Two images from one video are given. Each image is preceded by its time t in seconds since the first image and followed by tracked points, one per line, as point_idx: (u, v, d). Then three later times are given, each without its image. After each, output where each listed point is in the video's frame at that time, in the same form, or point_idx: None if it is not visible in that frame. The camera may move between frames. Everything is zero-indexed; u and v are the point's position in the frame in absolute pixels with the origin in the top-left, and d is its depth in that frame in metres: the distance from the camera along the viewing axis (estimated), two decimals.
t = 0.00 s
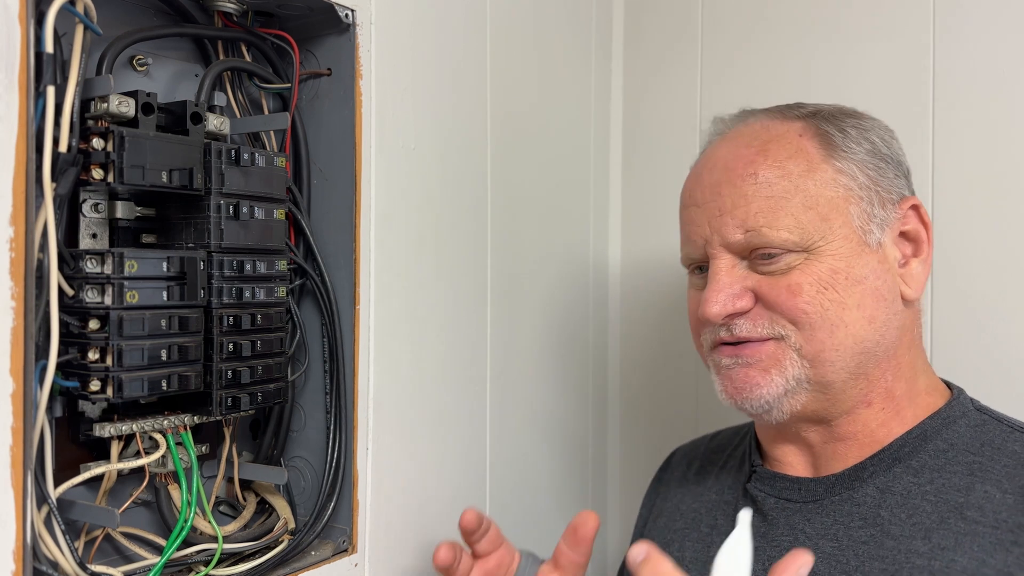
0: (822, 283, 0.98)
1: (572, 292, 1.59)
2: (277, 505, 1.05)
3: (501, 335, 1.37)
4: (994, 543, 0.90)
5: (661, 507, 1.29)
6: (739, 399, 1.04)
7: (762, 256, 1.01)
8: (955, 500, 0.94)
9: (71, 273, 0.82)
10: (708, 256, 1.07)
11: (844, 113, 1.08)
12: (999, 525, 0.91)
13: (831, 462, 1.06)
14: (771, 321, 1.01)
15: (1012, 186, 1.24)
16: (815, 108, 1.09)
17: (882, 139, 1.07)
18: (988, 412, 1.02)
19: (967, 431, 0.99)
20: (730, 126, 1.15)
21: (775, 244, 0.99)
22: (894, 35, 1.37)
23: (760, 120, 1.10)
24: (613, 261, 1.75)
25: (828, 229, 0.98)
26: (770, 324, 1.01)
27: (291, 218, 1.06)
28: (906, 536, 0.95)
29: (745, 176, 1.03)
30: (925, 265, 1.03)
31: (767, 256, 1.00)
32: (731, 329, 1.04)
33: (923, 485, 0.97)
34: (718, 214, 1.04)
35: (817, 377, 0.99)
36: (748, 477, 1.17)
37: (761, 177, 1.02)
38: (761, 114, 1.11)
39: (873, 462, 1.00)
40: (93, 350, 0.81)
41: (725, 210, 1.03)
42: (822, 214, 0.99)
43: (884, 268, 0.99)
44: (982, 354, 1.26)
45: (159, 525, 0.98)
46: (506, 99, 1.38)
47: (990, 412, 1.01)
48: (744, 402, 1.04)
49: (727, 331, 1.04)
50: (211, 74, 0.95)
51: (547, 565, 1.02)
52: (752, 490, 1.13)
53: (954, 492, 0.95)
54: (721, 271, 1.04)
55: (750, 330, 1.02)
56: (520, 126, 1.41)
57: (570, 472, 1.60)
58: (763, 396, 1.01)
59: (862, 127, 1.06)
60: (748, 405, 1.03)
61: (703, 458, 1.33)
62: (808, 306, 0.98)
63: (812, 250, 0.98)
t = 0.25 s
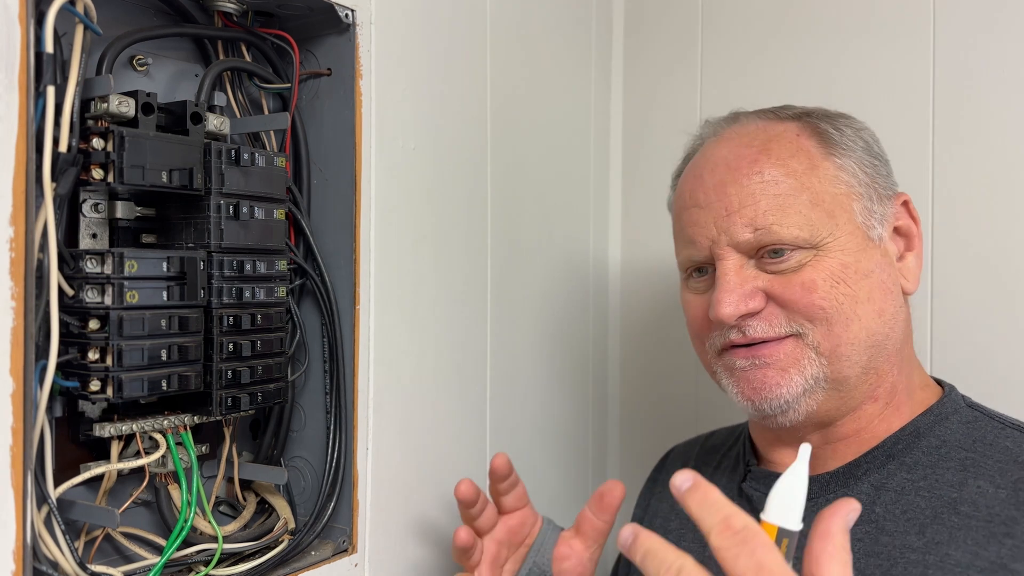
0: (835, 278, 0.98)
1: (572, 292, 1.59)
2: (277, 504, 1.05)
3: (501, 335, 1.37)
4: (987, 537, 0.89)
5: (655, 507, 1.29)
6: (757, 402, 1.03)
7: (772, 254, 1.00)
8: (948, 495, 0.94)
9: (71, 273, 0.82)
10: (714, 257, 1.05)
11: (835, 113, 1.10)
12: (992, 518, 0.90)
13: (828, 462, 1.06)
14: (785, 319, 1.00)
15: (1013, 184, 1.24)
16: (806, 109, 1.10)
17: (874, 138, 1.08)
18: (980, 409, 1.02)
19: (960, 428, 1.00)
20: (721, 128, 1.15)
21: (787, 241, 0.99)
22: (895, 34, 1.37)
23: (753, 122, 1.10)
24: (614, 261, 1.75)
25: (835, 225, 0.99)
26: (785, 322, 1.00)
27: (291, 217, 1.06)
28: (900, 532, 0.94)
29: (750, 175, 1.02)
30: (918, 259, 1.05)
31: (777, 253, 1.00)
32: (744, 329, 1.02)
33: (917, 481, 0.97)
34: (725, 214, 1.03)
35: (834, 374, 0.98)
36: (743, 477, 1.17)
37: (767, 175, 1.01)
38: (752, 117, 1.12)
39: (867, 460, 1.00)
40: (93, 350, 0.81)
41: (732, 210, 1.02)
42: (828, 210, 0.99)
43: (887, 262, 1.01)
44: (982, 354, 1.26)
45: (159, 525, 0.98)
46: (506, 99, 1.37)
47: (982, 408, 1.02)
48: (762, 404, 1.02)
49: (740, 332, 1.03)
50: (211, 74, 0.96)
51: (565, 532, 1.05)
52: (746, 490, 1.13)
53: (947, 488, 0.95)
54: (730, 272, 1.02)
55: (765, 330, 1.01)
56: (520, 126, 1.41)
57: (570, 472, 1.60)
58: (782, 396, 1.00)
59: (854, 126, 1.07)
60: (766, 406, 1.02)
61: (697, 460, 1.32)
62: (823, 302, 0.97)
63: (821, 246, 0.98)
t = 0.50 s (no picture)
0: (825, 283, 0.98)
1: (571, 292, 1.59)
2: (277, 505, 1.05)
3: (501, 335, 1.37)
4: (979, 533, 0.89)
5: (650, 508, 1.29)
6: (751, 409, 1.03)
7: (762, 262, 1.00)
8: (941, 493, 0.94)
9: (71, 274, 0.82)
10: (704, 266, 1.05)
11: (818, 116, 1.10)
12: (985, 514, 0.91)
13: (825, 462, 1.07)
14: (777, 327, 1.00)
15: (1012, 186, 1.24)
16: (789, 114, 1.11)
17: (857, 139, 1.09)
18: (973, 407, 1.03)
19: (953, 427, 1.00)
20: (705, 136, 1.15)
21: (776, 249, 0.98)
22: (895, 34, 1.37)
23: (738, 129, 1.10)
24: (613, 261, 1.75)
25: (824, 230, 0.99)
26: (777, 330, 1.00)
27: (291, 217, 1.06)
28: (894, 530, 0.94)
29: (737, 183, 1.02)
30: (906, 259, 1.06)
31: (767, 261, 1.00)
32: (737, 338, 1.02)
33: (910, 480, 0.97)
34: (714, 222, 1.02)
35: (826, 377, 0.99)
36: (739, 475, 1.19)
37: (754, 183, 1.01)
38: (736, 124, 1.12)
39: (862, 458, 1.01)
40: (93, 350, 0.81)
41: (720, 219, 1.02)
42: (816, 216, 0.99)
43: (875, 265, 1.01)
44: (981, 354, 1.26)
45: (159, 525, 0.98)
46: (507, 98, 1.38)
47: (974, 407, 1.03)
48: (756, 411, 1.02)
49: (733, 340, 1.02)
50: (211, 74, 0.95)
51: (573, 519, 1.05)
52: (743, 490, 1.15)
53: (940, 486, 0.95)
54: (720, 281, 1.02)
55: (758, 338, 1.00)
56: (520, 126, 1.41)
57: (569, 472, 1.60)
58: (777, 401, 1.00)
59: (838, 129, 1.08)
60: (761, 413, 1.02)
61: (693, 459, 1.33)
62: (814, 308, 0.97)
63: (810, 252, 0.98)
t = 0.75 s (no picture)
0: (821, 285, 0.98)
1: (571, 293, 1.59)
2: (277, 505, 1.05)
3: (501, 335, 1.37)
4: (979, 533, 0.90)
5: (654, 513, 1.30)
6: (750, 416, 1.04)
7: (759, 261, 1.00)
8: (941, 492, 0.94)
9: (71, 274, 0.82)
10: (701, 263, 1.05)
11: (823, 118, 1.09)
12: (984, 514, 0.91)
13: (822, 461, 1.07)
14: (774, 328, 1.00)
15: (1012, 185, 1.23)
16: (795, 113, 1.10)
17: (862, 142, 1.09)
18: (972, 408, 1.03)
19: (952, 427, 1.00)
20: (710, 132, 1.15)
21: (773, 249, 0.98)
22: (895, 35, 1.37)
23: (742, 126, 1.10)
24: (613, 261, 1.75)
25: (822, 233, 0.99)
26: (774, 331, 1.00)
27: (291, 218, 1.06)
28: (893, 529, 0.95)
29: (737, 182, 1.02)
30: (907, 263, 1.05)
31: (763, 261, 1.00)
32: (732, 336, 1.02)
33: (909, 479, 0.97)
34: (712, 220, 1.03)
35: (826, 385, 1.00)
36: (739, 476, 1.19)
37: (754, 183, 1.01)
38: (742, 121, 1.12)
39: (861, 457, 1.01)
40: (93, 350, 0.81)
41: (719, 217, 1.02)
42: (814, 218, 0.99)
43: (873, 269, 1.01)
44: (980, 353, 1.26)
45: (159, 525, 0.98)
46: (507, 99, 1.38)
47: (974, 407, 1.02)
48: (756, 418, 1.03)
49: (728, 338, 1.03)
50: (211, 74, 0.95)
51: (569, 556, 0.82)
52: (742, 489, 1.14)
53: (940, 485, 0.95)
54: (716, 278, 1.02)
55: (753, 337, 1.01)
56: (520, 126, 1.41)
57: (569, 472, 1.60)
58: (777, 412, 1.01)
59: (843, 131, 1.07)
60: (761, 421, 1.03)
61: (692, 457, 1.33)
62: (810, 311, 0.97)
63: (807, 254, 0.98)
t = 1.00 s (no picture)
0: (841, 276, 0.98)
1: (572, 293, 1.59)
2: (277, 504, 1.05)
3: (501, 335, 1.37)
4: (978, 533, 0.91)
5: (647, 509, 1.30)
6: (758, 399, 1.03)
7: (781, 248, 1.00)
8: (938, 491, 0.95)
9: (71, 274, 0.82)
10: (721, 247, 1.05)
11: (845, 114, 1.10)
12: (983, 514, 0.92)
13: (816, 460, 1.07)
14: (790, 316, 1.00)
15: (1013, 185, 1.23)
16: (818, 107, 1.11)
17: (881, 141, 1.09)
18: (967, 408, 1.03)
19: (947, 426, 1.00)
20: (731, 122, 1.15)
21: (794, 236, 0.99)
22: (895, 35, 1.37)
23: (766, 116, 1.11)
24: (613, 261, 1.75)
25: (843, 223, 0.99)
26: (790, 319, 1.00)
27: (291, 217, 1.06)
28: (892, 528, 0.95)
29: (762, 167, 1.02)
30: (916, 264, 1.06)
31: (785, 248, 1.00)
32: (748, 322, 1.02)
33: (907, 478, 0.98)
34: (736, 204, 1.03)
35: (835, 374, 0.99)
36: (734, 476, 1.18)
37: (779, 169, 1.01)
38: (766, 111, 1.12)
39: (858, 457, 1.01)
40: (93, 350, 0.81)
41: (743, 202, 1.02)
42: (836, 208, 0.99)
43: (889, 264, 1.01)
44: (979, 353, 1.27)
45: (159, 525, 0.98)
46: (507, 99, 1.38)
47: (968, 407, 1.02)
48: (764, 401, 1.02)
49: (744, 324, 1.02)
50: (211, 74, 0.95)
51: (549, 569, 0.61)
52: (738, 489, 1.14)
53: (937, 484, 0.96)
54: (736, 263, 1.02)
55: (769, 324, 1.00)
56: (520, 126, 1.41)
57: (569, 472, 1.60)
58: (786, 394, 1.00)
59: (863, 127, 1.08)
60: (767, 404, 1.02)
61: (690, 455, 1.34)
62: (828, 301, 0.97)
63: (827, 243, 0.98)
